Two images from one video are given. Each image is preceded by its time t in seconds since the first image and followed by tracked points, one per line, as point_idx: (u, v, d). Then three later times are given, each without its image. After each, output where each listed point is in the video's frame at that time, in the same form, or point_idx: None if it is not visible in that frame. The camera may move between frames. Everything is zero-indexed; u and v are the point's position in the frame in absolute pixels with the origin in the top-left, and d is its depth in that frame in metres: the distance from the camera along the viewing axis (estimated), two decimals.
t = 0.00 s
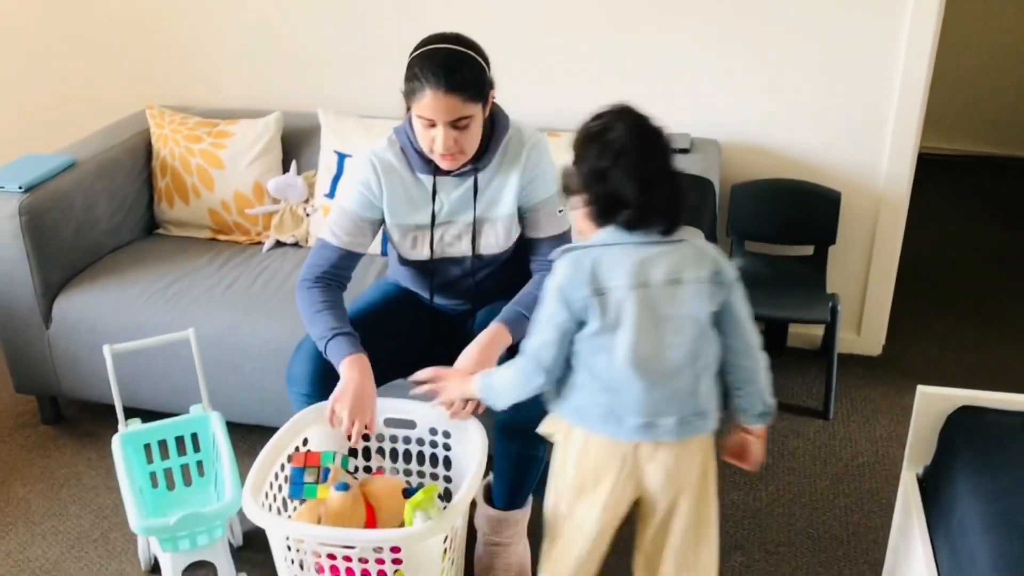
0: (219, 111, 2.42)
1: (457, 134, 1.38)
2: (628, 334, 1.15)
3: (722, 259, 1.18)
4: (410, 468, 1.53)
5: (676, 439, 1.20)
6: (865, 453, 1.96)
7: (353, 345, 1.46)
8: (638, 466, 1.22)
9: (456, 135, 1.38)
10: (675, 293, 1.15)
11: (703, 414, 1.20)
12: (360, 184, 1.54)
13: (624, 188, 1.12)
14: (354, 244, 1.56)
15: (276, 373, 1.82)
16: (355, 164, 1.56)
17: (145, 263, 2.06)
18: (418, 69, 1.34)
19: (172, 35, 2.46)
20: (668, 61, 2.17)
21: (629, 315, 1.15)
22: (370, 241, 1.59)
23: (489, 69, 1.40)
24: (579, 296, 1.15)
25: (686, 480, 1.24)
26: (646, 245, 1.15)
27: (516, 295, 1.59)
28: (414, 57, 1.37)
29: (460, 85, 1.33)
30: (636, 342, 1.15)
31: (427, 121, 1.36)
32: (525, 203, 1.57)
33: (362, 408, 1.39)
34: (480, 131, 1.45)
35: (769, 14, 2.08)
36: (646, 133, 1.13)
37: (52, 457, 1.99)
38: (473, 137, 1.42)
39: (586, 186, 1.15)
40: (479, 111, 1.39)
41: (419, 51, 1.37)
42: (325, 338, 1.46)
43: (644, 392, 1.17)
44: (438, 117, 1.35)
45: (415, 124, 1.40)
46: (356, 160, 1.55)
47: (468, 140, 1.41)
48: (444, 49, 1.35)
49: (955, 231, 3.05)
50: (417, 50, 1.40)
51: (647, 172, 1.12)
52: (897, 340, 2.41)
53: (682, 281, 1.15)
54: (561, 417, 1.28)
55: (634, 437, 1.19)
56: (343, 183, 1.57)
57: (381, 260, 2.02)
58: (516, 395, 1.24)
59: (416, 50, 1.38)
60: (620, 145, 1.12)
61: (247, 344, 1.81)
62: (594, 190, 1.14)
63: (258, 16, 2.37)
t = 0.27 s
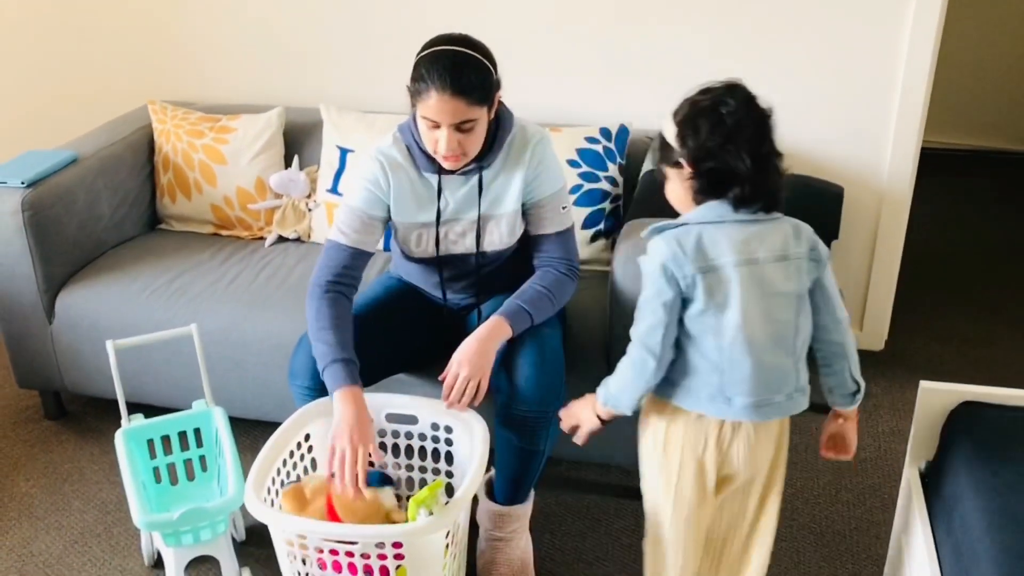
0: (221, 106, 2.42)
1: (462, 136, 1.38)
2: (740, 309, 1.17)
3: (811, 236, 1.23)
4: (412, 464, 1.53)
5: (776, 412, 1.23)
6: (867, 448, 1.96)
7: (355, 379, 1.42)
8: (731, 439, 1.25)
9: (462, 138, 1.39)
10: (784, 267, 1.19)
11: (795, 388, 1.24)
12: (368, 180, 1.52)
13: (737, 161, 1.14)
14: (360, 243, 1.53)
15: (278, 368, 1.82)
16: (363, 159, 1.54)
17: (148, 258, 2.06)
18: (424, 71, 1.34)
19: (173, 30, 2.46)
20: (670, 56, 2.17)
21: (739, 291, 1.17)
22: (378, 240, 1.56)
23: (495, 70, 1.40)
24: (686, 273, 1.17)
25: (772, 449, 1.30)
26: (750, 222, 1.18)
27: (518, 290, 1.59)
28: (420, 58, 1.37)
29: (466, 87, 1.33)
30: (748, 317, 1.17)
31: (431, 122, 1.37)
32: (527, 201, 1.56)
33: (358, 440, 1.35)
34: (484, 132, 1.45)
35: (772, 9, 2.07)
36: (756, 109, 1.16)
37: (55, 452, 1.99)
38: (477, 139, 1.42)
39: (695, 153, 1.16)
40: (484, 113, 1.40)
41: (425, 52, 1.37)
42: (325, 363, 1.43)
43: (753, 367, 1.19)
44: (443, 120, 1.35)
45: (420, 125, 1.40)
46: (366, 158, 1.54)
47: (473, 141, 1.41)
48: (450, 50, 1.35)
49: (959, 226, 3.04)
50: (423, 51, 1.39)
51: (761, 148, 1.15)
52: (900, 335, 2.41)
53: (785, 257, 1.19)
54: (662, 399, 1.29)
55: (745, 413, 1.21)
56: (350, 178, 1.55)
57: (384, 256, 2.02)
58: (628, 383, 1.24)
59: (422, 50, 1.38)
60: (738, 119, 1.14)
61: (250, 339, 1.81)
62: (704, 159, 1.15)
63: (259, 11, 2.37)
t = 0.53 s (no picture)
0: (218, 108, 2.42)
1: (480, 133, 1.40)
2: (765, 305, 1.27)
3: (858, 242, 1.27)
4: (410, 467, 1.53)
5: (796, 404, 1.31)
6: (863, 449, 1.96)
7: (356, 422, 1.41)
8: (745, 425, 1.36)
9: (478, 134, 1.40)
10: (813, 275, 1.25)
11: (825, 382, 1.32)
12: (366, 197, 1.49)
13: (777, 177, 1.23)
14: (364, 262, 1.49)
15: (276, 370, 1.83)
16: (357, 176, 1.51)
17: (145, 260, 2.06)
18: (432, 77, 1.34)
19: (170, 31, 2.46)
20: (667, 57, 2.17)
21: (767, 289, 1.27)
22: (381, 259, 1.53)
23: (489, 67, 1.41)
24: (720, 267, 1.28)
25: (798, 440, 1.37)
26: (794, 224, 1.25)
27: (516, 294, 1.60)
28: (421, 64, 1.37)
29: (473, 83, 1.35)
30: (773, 313, 1.27)
31: (448, 125, 1.37)
32: (525, 205, 1.57)
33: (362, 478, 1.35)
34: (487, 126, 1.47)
35: (769, 10, 2.08)
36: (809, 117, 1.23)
37: (53, 454, 1.99)
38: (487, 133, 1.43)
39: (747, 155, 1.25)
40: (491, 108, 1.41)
41: (425, 58, 1.36)
42: (328, 401, 1.42)
43: (773, 359, 1.29)
44: (462, 120, 1.36)
45: (427, 130, 1.40)
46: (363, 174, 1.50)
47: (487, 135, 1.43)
48: (445, 53, 1.35)
49: (956, 227, 3.05)
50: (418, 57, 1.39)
51: (808, 152, 1.21)
52: (896, 336, 2.42)
53: (821, 262, 1.25)
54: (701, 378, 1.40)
55: (763, 400, 1.32)
56: (345, 198, 1.51)
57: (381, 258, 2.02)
58: (661, 362, 1.37)
59: (412, 63, 1.38)
60: (787, 125, 1.22)
61: (248, 341, 1.82)
62: (752, 160, 1.24)
63: (257, 13, 2.37)
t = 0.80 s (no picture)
0: (210, 113, 2.42)
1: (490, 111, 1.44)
2: (813, 253, 1.39)
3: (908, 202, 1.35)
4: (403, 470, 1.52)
5: (847, 354, 1.39)
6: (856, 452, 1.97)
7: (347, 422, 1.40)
8: (805, 371, 1.42)
9: (488, 113, 1.45)
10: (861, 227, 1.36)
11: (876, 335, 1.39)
12: (363, 203, 1.49)
13: (827, 143, 1.36)
14: (362, 264, 1.51)
15: (268, 375, 1.82)
16: (353, 180, 1.51)
17: (138, 265, 2.06)
18: (432, 71, 1.39)
19: (162, 37, 2.46)
20: (659, 62, 2.18)
21: (818, 237, 1.39)
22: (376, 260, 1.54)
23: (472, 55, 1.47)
24: (777, 215, 1.41)
25: (848, 398, 1.43)
26: (852, 179, 1.37)
27: (508, 297, 1.60)
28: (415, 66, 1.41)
29: (479, 66, 1.41)
30: (821, 257, 1.39)
31: (464, 109, 1.41)
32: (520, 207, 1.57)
33: (344, 475, 1.35)
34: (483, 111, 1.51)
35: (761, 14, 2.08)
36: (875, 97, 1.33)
37: (45, 461, 1.99)
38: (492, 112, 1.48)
39: (812, 117, 1.37)
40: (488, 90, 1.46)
41: (416, 59, 1.41)
42: (320, 402, 1.41)
43: (822, 304, 1.39)
44: (475, 98, 1.41)
45: (439, 125, 1.43)
46: (358, 177, 1.50)
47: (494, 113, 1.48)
48: (442, 48, 1.40)
49: (948, 231, 3.06)
50: (406, 64, 1.44)
51: (860, 131, 1.33)
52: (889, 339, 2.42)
53: (868, 215, 1.35)
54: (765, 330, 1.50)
55: (810, 340, 1.40)
56: (341, 201, 1.52)
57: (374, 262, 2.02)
58: (732, 306, 1.51)
59: (411, 65, 1.41)
60: (860, 96, 1.33)
61: (241, 346, 1.81)
62: (814, 122, 1.37)
63: (249, 18, 2.37)
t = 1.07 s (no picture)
0: (199, 123, 2.42)
1: (485, 101, 1.47)
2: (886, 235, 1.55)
3: (981, 198, 1.42)
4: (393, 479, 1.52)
5: (920, 330, 1.51)
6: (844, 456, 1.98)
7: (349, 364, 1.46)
8: (887, 346, 1.54)
9: (482, 103, 1.47)
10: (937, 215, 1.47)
11: (943, 315, 1.49)
12: (350, 190, 1.54)
13: (929, 133, 1.47)
14: (348, 254, 1.57)
15: (258, 384, 1.82)
16: (343, 169, 1.56)
17: (127, 275, 2.06)
18: (428, 65, 1.41)
19: (150, 47, 2.46)
20: (646, 70, 2.19)
21: (898, 214, 1.53)
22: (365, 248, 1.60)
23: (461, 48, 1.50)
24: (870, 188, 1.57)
25: (922, 376, 1.54)
26: (942, 171, 1.47)
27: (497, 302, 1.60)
28: (409, 63, 1.43)
29: (473, 58, 1.44)
30: (891, 235, 1.54)
31: (462, 99, 1.44)
32: (507, 205, 1.58)
33: (336, 424, 1.38)
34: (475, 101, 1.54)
35: (747, 22, 2.10)
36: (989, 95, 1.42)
37: (33, 472, 1.98)
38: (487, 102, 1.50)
39: (927, 104, 1.47)
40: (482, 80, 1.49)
41: (412, 57, 1.43)
42: (316, 357, 1.47)
43: (886, 274, 1.54)
44: (473, 88, 1.44)
45: (437, 118, 1.45)
46: (343, 168, 1.56)
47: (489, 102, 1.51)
48: (435, 45, 1.42)
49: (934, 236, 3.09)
50: (398, 62, 1.46)
51: (964, 128, 1.42)
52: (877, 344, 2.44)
53: (943, 206, 1.45)
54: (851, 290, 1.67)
55: (866, 305, 1.58)
56: (332, 189, 1.57)
57: (363, 270, 2.03)
58: (830, 254, 1.67)
59: (407, 64, 1.43)
60: (972, 96, 1.42)
61: (230, 355, 1.81)
62: (928, 109, 1.46)
63: (237, 28, 2.38)
